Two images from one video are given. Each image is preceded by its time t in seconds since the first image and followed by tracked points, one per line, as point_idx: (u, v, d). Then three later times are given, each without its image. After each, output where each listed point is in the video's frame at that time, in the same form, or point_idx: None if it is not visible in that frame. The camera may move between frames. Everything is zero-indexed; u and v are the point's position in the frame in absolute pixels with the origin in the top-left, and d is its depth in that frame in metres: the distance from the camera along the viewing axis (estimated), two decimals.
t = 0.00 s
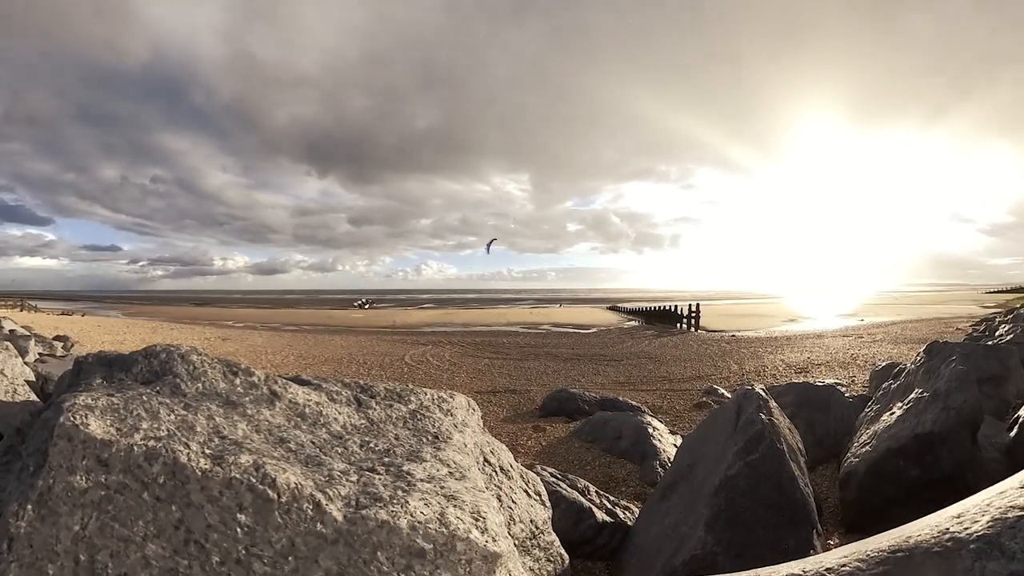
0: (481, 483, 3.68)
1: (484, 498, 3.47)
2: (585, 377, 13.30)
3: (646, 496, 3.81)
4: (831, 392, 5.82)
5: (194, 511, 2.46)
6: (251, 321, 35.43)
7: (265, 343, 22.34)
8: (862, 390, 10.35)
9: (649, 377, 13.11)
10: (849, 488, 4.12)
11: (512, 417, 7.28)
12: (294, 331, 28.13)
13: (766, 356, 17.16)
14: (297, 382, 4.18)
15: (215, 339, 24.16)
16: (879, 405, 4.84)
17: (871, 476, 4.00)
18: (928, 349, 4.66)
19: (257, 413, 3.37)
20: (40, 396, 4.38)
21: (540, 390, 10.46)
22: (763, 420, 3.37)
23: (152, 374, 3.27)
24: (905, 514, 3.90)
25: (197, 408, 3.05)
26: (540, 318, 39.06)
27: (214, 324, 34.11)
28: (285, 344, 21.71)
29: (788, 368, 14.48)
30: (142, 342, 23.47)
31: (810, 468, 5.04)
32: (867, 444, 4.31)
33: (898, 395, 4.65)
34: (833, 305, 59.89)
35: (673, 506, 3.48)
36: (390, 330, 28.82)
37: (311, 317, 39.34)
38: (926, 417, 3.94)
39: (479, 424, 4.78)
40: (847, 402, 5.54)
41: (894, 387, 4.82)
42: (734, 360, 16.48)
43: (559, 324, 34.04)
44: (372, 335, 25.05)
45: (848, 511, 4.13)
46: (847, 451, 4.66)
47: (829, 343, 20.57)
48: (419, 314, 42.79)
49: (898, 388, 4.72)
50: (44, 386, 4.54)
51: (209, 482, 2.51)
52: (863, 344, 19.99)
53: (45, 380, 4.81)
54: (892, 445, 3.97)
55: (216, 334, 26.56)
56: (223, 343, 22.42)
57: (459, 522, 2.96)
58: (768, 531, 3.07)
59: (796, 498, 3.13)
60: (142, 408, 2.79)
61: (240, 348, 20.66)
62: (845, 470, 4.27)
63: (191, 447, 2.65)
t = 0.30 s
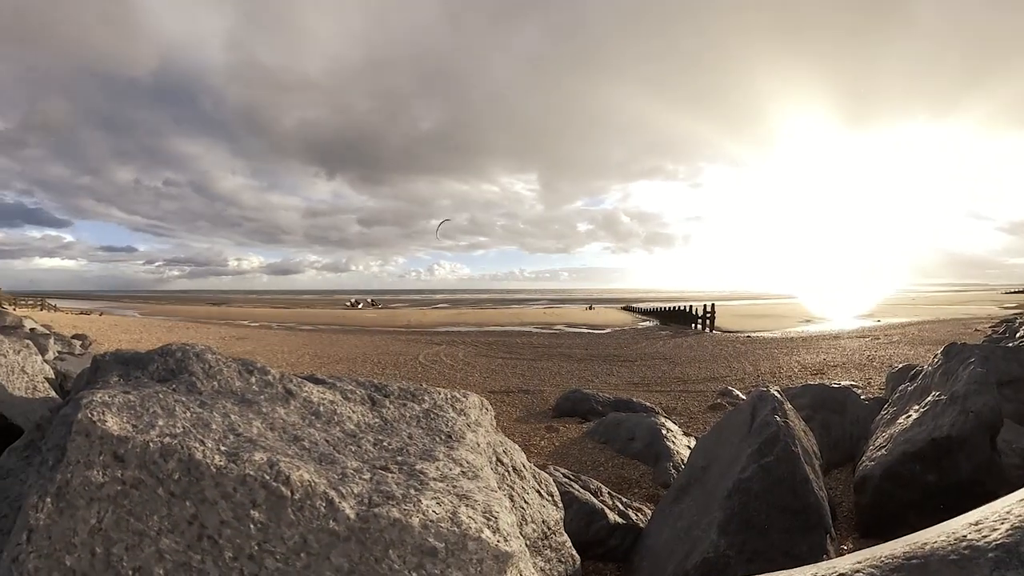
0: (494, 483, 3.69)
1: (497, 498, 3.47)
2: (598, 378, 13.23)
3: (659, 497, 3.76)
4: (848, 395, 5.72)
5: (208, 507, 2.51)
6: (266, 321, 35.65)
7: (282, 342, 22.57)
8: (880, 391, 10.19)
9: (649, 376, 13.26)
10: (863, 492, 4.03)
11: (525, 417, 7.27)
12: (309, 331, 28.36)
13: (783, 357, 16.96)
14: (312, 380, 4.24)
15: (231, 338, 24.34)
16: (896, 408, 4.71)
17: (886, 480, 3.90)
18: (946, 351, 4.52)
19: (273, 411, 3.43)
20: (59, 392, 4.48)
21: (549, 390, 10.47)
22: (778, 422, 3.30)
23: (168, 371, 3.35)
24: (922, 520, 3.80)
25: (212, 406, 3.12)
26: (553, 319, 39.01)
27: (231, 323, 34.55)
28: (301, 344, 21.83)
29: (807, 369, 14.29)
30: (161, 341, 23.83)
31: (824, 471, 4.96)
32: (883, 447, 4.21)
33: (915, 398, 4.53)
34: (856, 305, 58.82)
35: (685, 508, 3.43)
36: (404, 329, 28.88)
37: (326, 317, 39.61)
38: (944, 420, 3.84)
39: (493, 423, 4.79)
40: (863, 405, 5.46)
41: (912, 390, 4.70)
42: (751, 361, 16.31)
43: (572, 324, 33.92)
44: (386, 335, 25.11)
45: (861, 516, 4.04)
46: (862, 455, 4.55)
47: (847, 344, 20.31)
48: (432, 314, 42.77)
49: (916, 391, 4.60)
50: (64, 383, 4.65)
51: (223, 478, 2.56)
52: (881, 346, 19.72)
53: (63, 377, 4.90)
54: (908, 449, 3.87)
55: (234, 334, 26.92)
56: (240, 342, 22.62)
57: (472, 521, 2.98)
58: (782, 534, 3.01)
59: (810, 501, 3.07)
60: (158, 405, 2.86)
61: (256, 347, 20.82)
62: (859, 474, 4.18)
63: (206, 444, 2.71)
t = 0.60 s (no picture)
0: (506, 483, 3.69)
1: (509, 497, 3.48)
2: (613, 379, 13.15)
3: (672, 499, 3.71)
4: (864, 397, 5.63)
5: (222, 503, 2.56)
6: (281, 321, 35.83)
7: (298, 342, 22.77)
8: (899, 393, 10.02)
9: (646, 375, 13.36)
10: (878, 496, 3.96)
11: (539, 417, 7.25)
12: (324, 331, 28.59)
13: (801, 358, 16.74)
14: (326, 379, 4.31)
15: (247, 338, 24.56)
16: (912, 411, 4.62)
17: (901, 485, 3.82)
18: (964, 353, 4.42)
19: (287, 409, 3.50)
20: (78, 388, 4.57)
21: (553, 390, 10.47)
22: (793, 424, 3.23)
23: (184, 369, 3.43)
24: (938, 525, 3.72)
25: (227, 404, 3.19)
26: (552, 318, 38.89)
27: (247, 322, 34.93)
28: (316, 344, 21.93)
29: (824, 370, 14.07)
30: (179, 340, 24.16)
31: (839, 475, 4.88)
32: (898, 451, 4.12)
33: (931, 401, 4.44)
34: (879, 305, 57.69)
35: (698, 510, 3.37)
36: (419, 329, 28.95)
37: (342, 317, 39.83)
38: (961, 424, 3.75)
39: (507, 423, 4.79)
40: (878, 407, 5.37)
41: (928, 392, 4.60)
42: (768, 362, 16.11)
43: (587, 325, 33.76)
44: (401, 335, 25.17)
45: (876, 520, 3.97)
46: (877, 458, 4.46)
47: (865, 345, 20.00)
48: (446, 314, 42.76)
49: (932, 393, 4.50)
50: (83, 379, 4.75)
51: (238, 475, 2.61)
52: (898, 346, 19.38)
53: (81, 374, 4.99)
54: (924, 453, 3.79)
55: (250, 333, 27.22)
56: (256, 342, 22.81)
57: (483, 520, 3.00)
58: (796, 538, 2.96)
59: (825, 505, 3.01)
60: (174, 403, 2.93)
61: (272, 347, 20.96)
62: (874, 478, 4.09)
63: (221, 441, 2.76)
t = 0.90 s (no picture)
0: (519, 483, 3.69)
1: (521, 497, 3.48)
2: (627, 379, 13.07)
3: (685, 501, 3.67)
4: (881, 399, 5.53)
5: (237, 500, 2.60)
6: (296, 321, 35.98)
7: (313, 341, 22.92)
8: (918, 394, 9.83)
9: (643, 376, 13.45)
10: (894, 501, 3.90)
11: (552, 418, 7.23)
12: (339, 330, 28.74)
13: (819, 359, 16.52)
14: (341, 378, 4.36)
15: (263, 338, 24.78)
16: (929, 414, 4.52)
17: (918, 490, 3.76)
18: (983, 354, 4.30)
19: (302, 408, 3.56)
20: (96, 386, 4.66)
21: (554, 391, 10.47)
22: (808, 426, 3.18)
23: (200, 368, 3.50)
24: (957, 531, 3.65)
25: (242, 402, 3.25)
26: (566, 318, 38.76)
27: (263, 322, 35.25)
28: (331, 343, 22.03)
29: (842, 371, 13.86)
30: (196, 339, 24.43)
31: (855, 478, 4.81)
32: (915, 455, 4.06)
33: (949, 403, 4.34)
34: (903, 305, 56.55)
35: (711, 513, 3.33)
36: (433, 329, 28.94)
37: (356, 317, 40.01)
38: (980, 428, 3.66)
39: (520, 423, 4.80)
40: (895, 410, 5.30)
41: (946, 393, 4.49)
42: (786, 363, 15.90)
43: (602, 325, 33.57)
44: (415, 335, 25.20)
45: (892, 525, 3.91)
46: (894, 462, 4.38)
47: (884, 345, 19.70)
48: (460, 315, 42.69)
49: (951, 395, 4.39)
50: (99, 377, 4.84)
51: (252, 472, 2.66)
52: (918, 347, 19.06)
53: (97, 372, 5.06)
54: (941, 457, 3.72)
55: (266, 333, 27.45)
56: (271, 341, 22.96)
57: (495, 520, 3.02)
58: (811, 542, 2.91)
59: (840, 509, 2.96)
60: (189, 401, 2.99)
61: (288, 347, 21.10)
62: (891, 482, 4.02)
63: (235, 438, 2.81)
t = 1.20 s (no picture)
0: (531, 483, 3.68)
1: (533, 497, 3.48)
2: (642, 380, 12.98)
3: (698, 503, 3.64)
4: (897, 400, 5.44)
5: (250, 497, 2.65)
6: (311, 321, 36.10)
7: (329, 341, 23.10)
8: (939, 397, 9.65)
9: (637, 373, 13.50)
10: (910, 506, 3.83)
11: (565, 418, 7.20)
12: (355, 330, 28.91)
13: (838, 360, 16.27)
14: (355, 377, 4.42)
15: (280, 337, 25.04)
16: (948, 416, 4.41)
17: (934, 495, 3.69)
18: (1003, 355, 4.17)
19: (317, 405, 3.62)
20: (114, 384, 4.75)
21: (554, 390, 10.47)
22: (822, 428, 3.12)
23: (216, 366, 3.58)
24: (974, 538, 3.58)
25: (257, 400, 3.32)
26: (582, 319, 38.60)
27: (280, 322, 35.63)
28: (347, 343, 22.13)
29: (862, 373, 13.65)
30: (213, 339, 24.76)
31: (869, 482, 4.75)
32: (932, 459, 3.97)
33: (968, 405, 4.22)
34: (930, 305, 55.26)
35: (724, 515, 3.29)
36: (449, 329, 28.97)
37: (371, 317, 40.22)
38: (999, 432, 3.56)
39: (533, 423, 4.80)
40: (912, 412, 5.21)
41: (965, 395, 4.37)
42: (804, 364, 15.67)
43: (617, 325, 33.36)
44: (430, 334, 25.22)
45: (908, 531, 3.85)
46: (911, 465, 4.29)
47: (904, 346, 19.39)
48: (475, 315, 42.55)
49: (970, 397, 4.27)
50: (118, 375, 4.93)
51: (266, 469, 2.71)
52: (939, 347, 18.74)
53: (115, 370, 5.15)
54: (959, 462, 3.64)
55: (282, 333, 27.74)
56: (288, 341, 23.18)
57: (507, 519, 3.04)
58: (824, 547, 2.85)
59: (855, 513, 2.90)
60: (205, 399, 3.07)
61: (305, 347, 21.23)
62: (907, 486, 3.95)
63: (250, 436, 2.87)
